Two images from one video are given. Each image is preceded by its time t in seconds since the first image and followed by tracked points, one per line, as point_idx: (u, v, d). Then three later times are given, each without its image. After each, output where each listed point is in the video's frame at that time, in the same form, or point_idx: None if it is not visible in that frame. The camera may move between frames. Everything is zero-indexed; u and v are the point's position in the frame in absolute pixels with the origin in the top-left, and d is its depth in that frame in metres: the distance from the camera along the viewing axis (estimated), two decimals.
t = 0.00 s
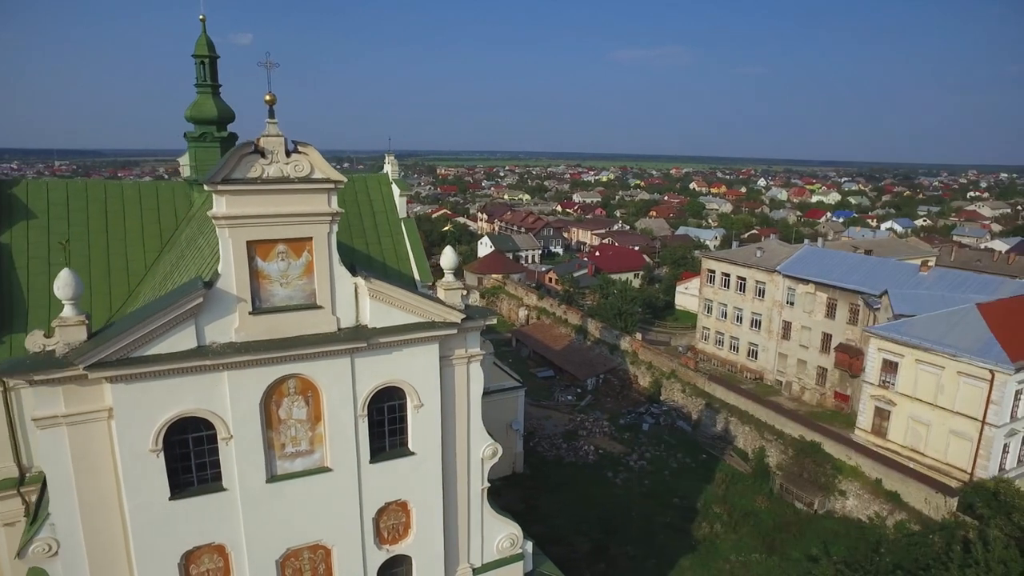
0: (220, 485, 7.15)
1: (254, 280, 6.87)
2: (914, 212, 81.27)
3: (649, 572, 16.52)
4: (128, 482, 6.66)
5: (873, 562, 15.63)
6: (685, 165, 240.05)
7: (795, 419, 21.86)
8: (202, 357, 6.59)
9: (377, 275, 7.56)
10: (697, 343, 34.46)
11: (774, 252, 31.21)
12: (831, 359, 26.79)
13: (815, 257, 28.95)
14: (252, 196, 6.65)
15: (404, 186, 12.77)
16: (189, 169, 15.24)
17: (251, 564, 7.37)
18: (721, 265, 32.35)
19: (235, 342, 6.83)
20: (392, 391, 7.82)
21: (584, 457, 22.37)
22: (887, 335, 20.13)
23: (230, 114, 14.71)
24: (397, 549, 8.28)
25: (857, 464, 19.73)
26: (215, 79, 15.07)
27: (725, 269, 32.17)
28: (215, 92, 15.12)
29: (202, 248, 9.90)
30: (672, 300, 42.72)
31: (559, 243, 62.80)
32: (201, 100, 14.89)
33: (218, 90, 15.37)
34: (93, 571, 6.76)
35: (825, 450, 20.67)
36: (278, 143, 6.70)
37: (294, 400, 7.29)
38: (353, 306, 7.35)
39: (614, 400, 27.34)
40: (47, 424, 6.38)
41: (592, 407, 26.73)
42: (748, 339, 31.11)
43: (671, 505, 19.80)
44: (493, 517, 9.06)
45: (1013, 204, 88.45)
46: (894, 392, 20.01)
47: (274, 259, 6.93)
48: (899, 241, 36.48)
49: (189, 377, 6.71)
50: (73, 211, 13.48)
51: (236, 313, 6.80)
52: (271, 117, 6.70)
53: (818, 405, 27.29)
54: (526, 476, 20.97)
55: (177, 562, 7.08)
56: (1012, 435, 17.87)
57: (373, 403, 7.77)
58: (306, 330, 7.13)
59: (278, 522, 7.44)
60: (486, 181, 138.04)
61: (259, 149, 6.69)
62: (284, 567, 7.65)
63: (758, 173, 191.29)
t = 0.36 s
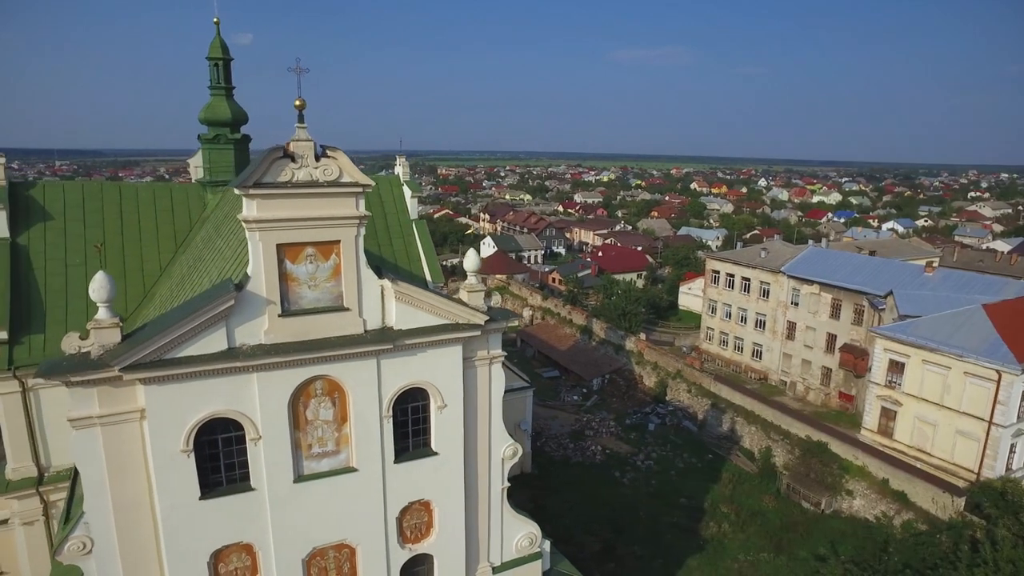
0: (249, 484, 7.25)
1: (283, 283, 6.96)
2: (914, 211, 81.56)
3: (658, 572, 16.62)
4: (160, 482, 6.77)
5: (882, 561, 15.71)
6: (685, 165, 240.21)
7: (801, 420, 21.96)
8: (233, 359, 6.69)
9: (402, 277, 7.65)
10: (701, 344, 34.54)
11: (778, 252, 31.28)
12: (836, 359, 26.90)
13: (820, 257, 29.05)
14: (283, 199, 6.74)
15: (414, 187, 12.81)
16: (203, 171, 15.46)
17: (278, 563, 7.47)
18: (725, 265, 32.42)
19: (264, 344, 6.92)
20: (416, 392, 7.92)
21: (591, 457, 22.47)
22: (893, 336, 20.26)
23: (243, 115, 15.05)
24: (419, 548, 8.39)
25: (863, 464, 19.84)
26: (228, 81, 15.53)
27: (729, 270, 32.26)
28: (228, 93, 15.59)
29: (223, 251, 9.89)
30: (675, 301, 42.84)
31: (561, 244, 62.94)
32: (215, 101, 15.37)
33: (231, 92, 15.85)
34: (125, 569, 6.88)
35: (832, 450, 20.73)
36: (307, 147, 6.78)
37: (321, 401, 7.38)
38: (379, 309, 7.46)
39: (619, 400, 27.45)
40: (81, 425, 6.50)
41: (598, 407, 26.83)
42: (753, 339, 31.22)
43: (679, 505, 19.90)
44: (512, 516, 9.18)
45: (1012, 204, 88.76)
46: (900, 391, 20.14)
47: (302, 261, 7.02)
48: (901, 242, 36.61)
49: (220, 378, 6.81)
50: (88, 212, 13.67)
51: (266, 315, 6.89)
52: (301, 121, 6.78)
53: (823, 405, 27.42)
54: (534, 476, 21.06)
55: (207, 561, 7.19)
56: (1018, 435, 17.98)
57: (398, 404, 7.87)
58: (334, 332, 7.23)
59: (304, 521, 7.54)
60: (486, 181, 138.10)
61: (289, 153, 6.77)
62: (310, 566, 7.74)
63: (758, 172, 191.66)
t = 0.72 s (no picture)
0: (276, 484, 7.37)
1: (311, 286, 7.05)
2: (915, 211, 81.76)
3: (667, 570, 16.74)
4: (190, 481, 6.89)
5: (890, 559, 15.80)
6: (685, 165, 240.29)
7: (807, 419, 22.08)
8: (262, 361, 6.79)
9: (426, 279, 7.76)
10: (705, 344, 34.64)
11: (783, 252, 31.37)
12: (841, 359, 27.02)
13: (824, 258, 29.15)
14: (311, 203, 6.83)
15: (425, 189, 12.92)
16: (216, 173, 15.59)
17: (303, 561, 7.58)
18: (729, 266, 32.49)
19: (292, 346, 7.02)
20: (439, 392, 8.03)
21: (598, 457, 22.59)
22: (899, 336, 20.36)
23: (257, 118, 15.16)
24: (440, 546, 8.50)
25: (869, 463, 19.96)
26: (242, 83, 15.64)
27: (733, 270, 32.33)
28: (241, 96, 15.69)
29: (243, 255, 9.91)
30: (678, 301, 42.95)
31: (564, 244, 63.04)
32: (229, 104, 15.47)
33: (244, 94, 15.94)
34: (156, 567, 7.01)
35: (838, 450, 20.85)
36: (335, 152, 6.88)
37: (347, 402, 7.48)
38: (404, 311, 7.56)
39: (625, 400, 27.57)
40: (114, 424, 6.62)
41: (604, 407, 26.96)
42: (757, 340, 31.33)
43: (687, 504, 20.01)
44: (531, 515, 9.31)
45: (1013, 204, 89.00)
46: (906, 391, 20.26)
47: (329, 264, 7.12)
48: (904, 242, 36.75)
49: (249, 379, 6.92)
50: (103, 214, 13.80)
51: (294, 317, 6.99)
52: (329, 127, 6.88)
53: (827, 405, 27.54)
54: (542, 476, 21.18)
55: (235, 559, 7.30)
56: None
57: (420, 404, 7.98)
58: (360, 334, 7.33)
59: (329, 520, 7.65)
60: (487, 181, 138.28)
61: (317, 157, 6.86)
62: (334, 565, 7.85)
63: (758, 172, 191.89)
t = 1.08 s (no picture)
0: (301, 483, 7.47)
1: (337, 288, 7.16)
2: (916, 211, 81.91)
3: (676, 569, 16.86)
4: (218, 481, 6.99)
5: (898, 558, 15.88)
6: (685, 164, 240.39)
7: (813, 419, 22.20)
8: (290, 361, 6.89)
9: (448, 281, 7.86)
10: (709, 344, 34.74)
11: (786, 253, 31.48)
12: (845, 359, 27.14)
13: (828, 258, 29.26)
14: (337, 206, 6.92)
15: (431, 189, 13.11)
16: (229, 175, 15.71)
17: (328, 559, 7.68)
18: (733, 266, 32.56)
19: (318, 346, 7.12)
20: (460, 392, 8.14)
21: (604, 457, 22.70)
22: (905, 336, 20.46)
23: (269, 120, 15.29)
24: (460, 544, 8.61)
25: (875, 463, 20.07)
26: (254, 85, 15.75)
27: (737, 271, 32.41)
28: (253, 98, 15.82)
29: (262, 257, 9.97)
30: (682, 301, 43.06)
31: (566, 244, 63.15)
32: (241, 106, 15.60)
33: (256, 96, 16.06)
34: (184, 565, 7.10)
35: (844, 450, 20.98)
36: (361, 155, 6.96)
37: (371, 402, 7.58)
38: (427, 312, 7.66)
39: (630, 400, 27.68)
40: (144, 425, 6.71)
41: (609, 407, 27.07)
42: (761, 340, 31.45)
43: (694, 504, 20.13)
44: (548, 513, 9.43)
45: (1013, 204, 89.17)
46: (912, 391, 20.36)
47: (355, 266, 7.22)
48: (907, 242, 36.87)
49: (277, 380, 7.03)
50: (117, 216, 13.89)
51: (320, 318, 7.10)
52: (355, 131, 6.97)
53: (831, 405, 27.65)
54: (549, 475, 21.30)
55: (261, 557, 7.40)
56: None
57: (442, 405, 8.09)
58: (384, 335, 7.42)
59: (352, 519, 7.75)
60: (488, 180, 138.29)
61: (343, 161, 6.94)
62: (357, 563, 7.95)
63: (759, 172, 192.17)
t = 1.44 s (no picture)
0: (325, 483, 7.55)
1: (362, 289, 7.25)
2: (917, 211, 82.02)
3: (684, 568, 16.94)
4: (245, 480, 7.07)
5: (905, 557, 15.96)
6: (685, 164, 240.39)
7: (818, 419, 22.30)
8: (317, 362, 6.99)
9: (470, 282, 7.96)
10: (713, 344, 34.84)
11: (790, 253, 31.58)
12: (849, 359, 27.24)
13: (832, 258, 29.36)
14: (363, 209, 7.01)
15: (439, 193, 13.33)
16: (240, 176, 15.81)
17: (351, 558, 7.77)
18: (737, 266, 32.64)
19: (344, 347, 7.21)
20: (480, 393, 8.24)
21: (611, 456, 22.78)
22: (910, 336, 20.56)
23: (281, 121, 15.40)
24: (479, 543, 8.70)
25: (881, 463, 20.17)
26: (265, 87, 15.86)
27: (741, 271, 32.45)
28: (265, 99, 15.92)
29: (280, 259, 10.05)
30: (685, 301, 43.15)
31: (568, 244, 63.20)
32: (253, 107, 15.71)
33: (268, 98, 16.16)
34: (211, 563, 7.20)
35: (850, 450, 21.08)
36: (387, 159, 7.04)
37: (394, 403, 7.67)
38: (450, 313, 7.75)
39: (635, 399, 27.78)
40: (173, 425, 6.79)
41: (615, 406, 27.15)
42: (765, 340, 31.55)
43: (701, 503, 20.22)
44: (564, 512, 9.52)
45: (1014, 203, 89.34)
46: (917, 391, 20.47)
47: (380, 268, 7.30)
48: (910, 242, 36.99)
49: (303, 380, 7.12)
50: (131, 217, 13.95)
51: (346, 319, 7.19)
52: (380, 134, 7.05)
53: (835, 405, 27.76)
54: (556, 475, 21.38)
55: (285, 556, 7.48)
56: None
57: (463, 405, 8.18)
58: (408, 336, 7.51)
59: (375, 517, 7.83)
60: (488, 180, 138.23)
61: (369, 164, 7.02)
62: (379, 561, 8.04)
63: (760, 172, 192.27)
